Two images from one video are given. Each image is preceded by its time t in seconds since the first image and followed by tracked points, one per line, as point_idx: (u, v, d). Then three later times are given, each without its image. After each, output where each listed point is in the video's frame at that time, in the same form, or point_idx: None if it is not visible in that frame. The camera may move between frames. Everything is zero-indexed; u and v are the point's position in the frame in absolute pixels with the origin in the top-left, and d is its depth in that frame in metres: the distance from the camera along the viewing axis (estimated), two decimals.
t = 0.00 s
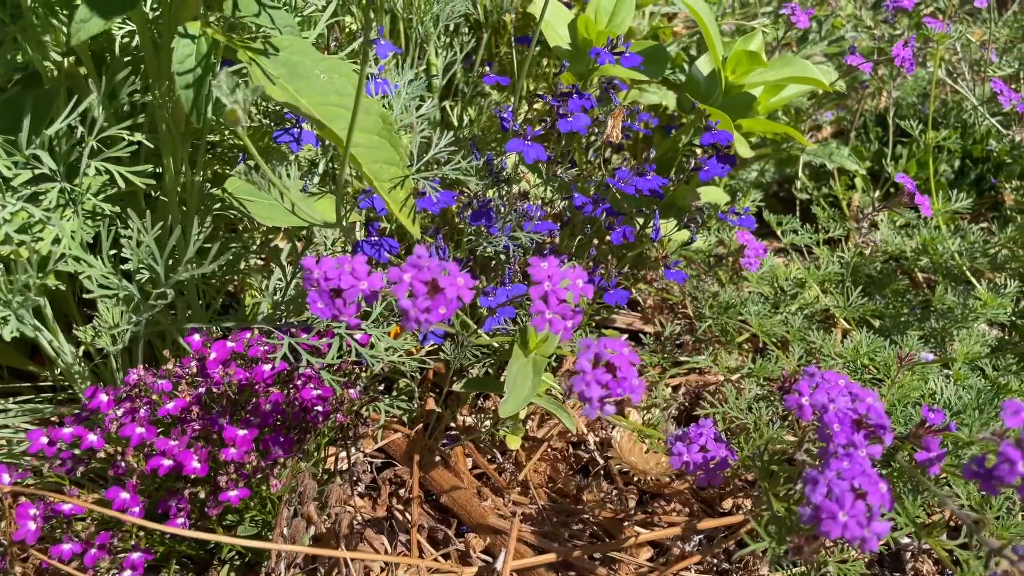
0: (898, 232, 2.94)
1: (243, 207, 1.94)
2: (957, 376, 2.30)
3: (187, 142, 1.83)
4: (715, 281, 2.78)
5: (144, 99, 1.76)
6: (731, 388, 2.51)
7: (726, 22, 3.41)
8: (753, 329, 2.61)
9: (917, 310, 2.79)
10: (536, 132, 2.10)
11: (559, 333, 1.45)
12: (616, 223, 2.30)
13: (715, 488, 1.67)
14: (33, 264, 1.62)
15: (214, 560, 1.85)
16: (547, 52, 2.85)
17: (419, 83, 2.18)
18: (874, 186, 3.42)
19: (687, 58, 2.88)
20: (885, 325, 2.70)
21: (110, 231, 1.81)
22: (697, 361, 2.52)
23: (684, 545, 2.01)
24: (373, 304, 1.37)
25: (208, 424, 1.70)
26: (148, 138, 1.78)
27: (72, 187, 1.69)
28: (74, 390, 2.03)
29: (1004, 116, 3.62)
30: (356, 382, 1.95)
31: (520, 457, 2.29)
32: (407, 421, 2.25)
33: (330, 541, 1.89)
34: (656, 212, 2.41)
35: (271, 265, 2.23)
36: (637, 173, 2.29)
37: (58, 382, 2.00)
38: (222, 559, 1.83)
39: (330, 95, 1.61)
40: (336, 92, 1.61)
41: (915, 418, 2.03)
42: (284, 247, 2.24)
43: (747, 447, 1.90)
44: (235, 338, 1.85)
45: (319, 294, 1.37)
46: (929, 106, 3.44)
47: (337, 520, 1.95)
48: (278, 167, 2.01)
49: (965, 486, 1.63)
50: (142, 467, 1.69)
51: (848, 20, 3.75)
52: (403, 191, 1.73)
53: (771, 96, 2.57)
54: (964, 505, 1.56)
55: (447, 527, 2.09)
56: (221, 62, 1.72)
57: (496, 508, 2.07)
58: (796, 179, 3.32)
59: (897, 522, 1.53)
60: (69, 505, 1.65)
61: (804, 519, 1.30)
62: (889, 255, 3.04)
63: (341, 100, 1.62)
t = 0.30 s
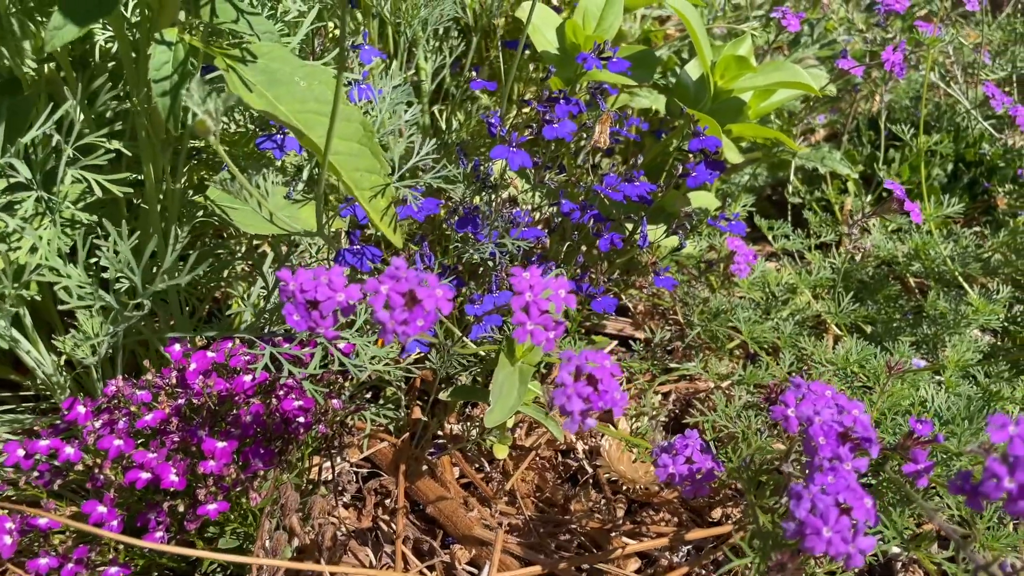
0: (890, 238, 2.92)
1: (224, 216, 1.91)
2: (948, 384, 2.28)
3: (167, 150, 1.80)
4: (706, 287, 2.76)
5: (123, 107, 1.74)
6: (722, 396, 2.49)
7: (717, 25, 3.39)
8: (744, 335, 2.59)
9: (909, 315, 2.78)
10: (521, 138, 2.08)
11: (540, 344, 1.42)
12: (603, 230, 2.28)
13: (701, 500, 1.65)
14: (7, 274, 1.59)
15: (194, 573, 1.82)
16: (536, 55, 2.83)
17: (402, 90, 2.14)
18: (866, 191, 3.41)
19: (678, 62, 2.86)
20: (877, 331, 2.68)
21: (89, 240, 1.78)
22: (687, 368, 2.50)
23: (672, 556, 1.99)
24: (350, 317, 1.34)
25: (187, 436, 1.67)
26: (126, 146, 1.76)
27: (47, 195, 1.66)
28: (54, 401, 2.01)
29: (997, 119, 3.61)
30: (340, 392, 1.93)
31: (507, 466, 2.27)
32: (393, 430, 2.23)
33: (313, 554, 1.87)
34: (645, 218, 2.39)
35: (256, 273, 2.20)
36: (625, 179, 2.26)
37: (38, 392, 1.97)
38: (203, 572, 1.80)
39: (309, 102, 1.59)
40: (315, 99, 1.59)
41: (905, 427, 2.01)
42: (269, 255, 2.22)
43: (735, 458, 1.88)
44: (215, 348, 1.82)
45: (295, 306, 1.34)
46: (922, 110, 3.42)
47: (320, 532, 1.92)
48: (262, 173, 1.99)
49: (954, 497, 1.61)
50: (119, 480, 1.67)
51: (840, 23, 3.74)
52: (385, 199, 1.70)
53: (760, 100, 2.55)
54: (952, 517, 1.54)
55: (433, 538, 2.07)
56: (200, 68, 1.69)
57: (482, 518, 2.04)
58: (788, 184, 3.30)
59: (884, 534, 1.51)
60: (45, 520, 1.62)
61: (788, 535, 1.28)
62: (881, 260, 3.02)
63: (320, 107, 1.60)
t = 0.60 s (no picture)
0: (882, 244, 2.90)
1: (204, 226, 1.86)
2: (939, 393, 2.27)
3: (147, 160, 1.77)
4: (697, 294, 2.74)
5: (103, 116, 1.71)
6: (712, 404, 2.47)
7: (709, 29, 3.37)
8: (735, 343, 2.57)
9: (902, 322, 2.76)
10: (506, 146, 2.07)
11: (521, 357, 1.40)
12: (591, 237, 2.27)
13: (687, 514, 1.63)
14: None
15: None
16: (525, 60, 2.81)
17: (386, 97, 2.11)
18: (859, 196, 3.39)
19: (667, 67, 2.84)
20: (869, 338, 2.66)
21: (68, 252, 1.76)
22: (677, 376, 2.47)
23: (660, 569, 1.97)
24: (327, 331, 1.32)
25: (166, 451, 1.65)
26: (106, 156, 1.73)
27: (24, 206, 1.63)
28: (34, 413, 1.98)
29: (990, 123, 3.59)
30: (323, 404, 1.90)
31: (495, 477, 2.24)
32: (379, 441, 2.20)
33: (295, 568, 1.84)
34: (633, 226, 2.37)
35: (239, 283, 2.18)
36: (613, 187, 2.25)
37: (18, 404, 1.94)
38: None
39: (289, 112, 1.57)
40: (294, 108, 1.57)
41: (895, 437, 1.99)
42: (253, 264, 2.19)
43: (723, 470, 1.86)
44: (195, 360, 1.79)
45: (270, 320, 1.32)
46: (914, 115, 3.41)
47: (303, 546, 1.90)
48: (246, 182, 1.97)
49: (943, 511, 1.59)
50: (97, 495, 1.64)
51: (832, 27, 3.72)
52: (366, 209, 1.68)
53: (750, 107, 2.54)
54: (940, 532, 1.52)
55: (418, 551, 2.04)
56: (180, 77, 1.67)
57: (468, 531, 2.02)
58: (780, 189, 3.28)
59: (871, 549, 1.49)
60: (20, 536, 1.59)
61: (772, 553, 1.26)
62: (873, 266, 3.00)
63: (300, 117, 1.57)
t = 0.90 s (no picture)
0: (874, 248, 2.89)
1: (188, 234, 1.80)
2: (930, 400, 2.25)
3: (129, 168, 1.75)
4: (688, 299, 2.72)
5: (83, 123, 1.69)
6: (703, 411, 2.46)
7: (701, 33, 3.36)
8: (726, 349, 2.55)
9: (895, 327, 2.74)
10: (491, 152, 2.07)
11: (504, 368, 1.38)
12: (580, 243, 2.26)
13: (674, 525, 1.61)
14: None
15: None
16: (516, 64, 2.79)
17: (372, 102, 2.09)
18: (852, 200, 3.38)
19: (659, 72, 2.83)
20: (861, 344, 2.65)
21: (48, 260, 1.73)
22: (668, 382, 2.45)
23: None
24: (305, 342, 1.30)
25: (146, 462, 1.63)
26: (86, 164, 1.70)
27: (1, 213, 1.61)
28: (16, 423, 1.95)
29: (983, 126, 3.58)
30: (307, 414, 1.88)
31: (483, 485, 2.22)
32: (366, 449, 2.18)
33: None
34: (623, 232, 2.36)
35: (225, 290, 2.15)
36: (601, 193, 2.24)
37: None
38: None
39: (269, 119, 1.55)
40: (275, 116, 1.56)
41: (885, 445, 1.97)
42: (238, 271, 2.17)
43: (712, 479, 1.84)
44: (178, 369, 1.77)
45: (247, 332, 1.30)
46: (907, 118, 3.39)
47: (286, 557, 1.88)
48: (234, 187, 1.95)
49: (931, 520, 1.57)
50: (75, 507, 1.62)
51: (826, 30, 3.70)
52: (348, 217, 1.65)
53: (741, 111, 2.52)
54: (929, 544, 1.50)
55: (404, 561, 2.02)
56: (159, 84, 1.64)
57: (455, 541, 2.00)
58: (772, 193, 3.26)
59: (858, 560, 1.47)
60: None
61: (758, 570, 1.25)
62: (866, 271, 2.99)
63: (281, 124, 1.56)
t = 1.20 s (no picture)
0: (870, 250, 2.87)
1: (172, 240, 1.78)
2: (925, 404, 2.23)
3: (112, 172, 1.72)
4: (682, 303, 2.70)
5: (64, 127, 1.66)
6: (697, 415, 2.43)
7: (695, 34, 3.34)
8: (720, 352, 2.53)
9: (890, 330, 2.72)
10: (480, 156, 2.04)
11: (489, 376, 1.35)
12: (571, 248, 2.24)
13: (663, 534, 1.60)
14: None
15: None
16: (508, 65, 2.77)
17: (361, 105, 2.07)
18: (847, 202, 3.36)
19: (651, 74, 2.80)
20: (856, 348, 2.63)
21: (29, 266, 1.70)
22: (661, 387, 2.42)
23: None
24: (287, 351, 1.27)
25: (129, 471, 1.60)
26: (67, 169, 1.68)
27: None
28: None
29: (979, 127, 3.56)
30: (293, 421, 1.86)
31: (474, 492, 2.19)
32: (355, 455, 2.16)
33: None
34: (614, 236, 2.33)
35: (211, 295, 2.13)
36: (593, 196, 2.22)
37: None
38: None
39: (252, 123, 1.53)
40: (258, 119, 1.52)
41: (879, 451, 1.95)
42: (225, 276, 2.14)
43: (704, 486, 1.82)
44: (162, 376, 1.74)
45: (227, 341, 1.27)
46: (902, 119, 3.37)
47: (273, 567, 1.85)
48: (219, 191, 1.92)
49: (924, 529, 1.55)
50: (57, 518, 1.59)
51: (821, 31, 3.68)
52: (334, 222, 1.63)
53: (735, 113, 2.52)
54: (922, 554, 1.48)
55: (393, 569, 2.00)
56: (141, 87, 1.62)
57: (445, 549, 1.97)
58: (767, 195, 3.24)
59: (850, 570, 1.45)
60: None
61: None
62: (861, 273, 2.97)
63: (264, 128, 1.53)
